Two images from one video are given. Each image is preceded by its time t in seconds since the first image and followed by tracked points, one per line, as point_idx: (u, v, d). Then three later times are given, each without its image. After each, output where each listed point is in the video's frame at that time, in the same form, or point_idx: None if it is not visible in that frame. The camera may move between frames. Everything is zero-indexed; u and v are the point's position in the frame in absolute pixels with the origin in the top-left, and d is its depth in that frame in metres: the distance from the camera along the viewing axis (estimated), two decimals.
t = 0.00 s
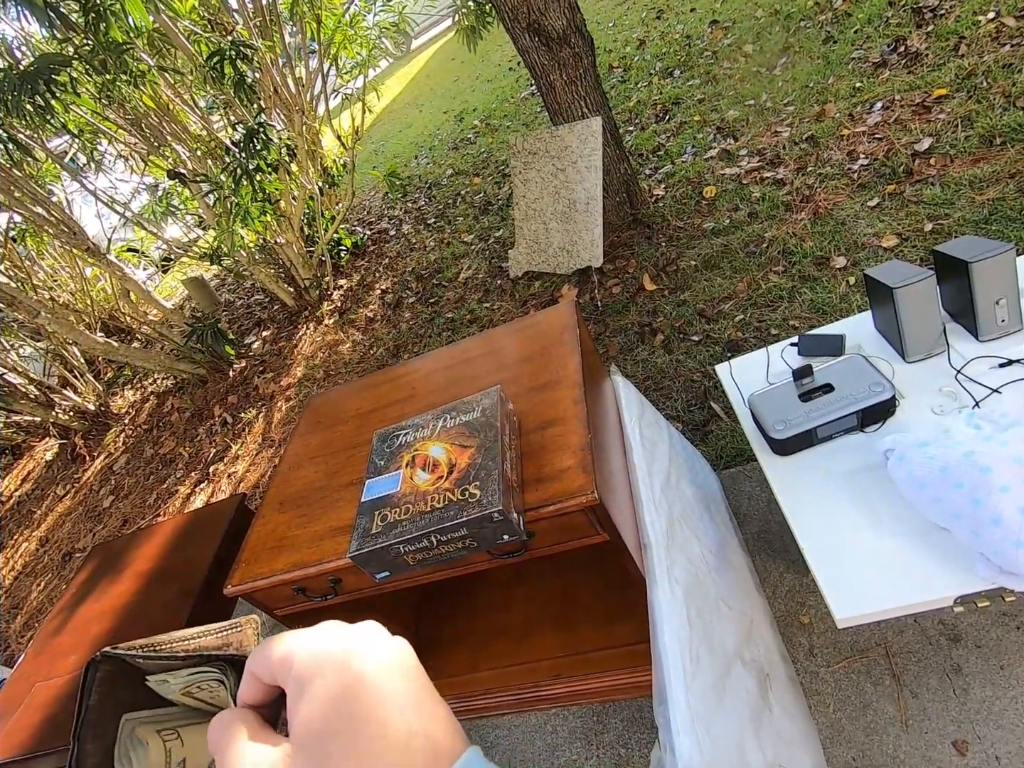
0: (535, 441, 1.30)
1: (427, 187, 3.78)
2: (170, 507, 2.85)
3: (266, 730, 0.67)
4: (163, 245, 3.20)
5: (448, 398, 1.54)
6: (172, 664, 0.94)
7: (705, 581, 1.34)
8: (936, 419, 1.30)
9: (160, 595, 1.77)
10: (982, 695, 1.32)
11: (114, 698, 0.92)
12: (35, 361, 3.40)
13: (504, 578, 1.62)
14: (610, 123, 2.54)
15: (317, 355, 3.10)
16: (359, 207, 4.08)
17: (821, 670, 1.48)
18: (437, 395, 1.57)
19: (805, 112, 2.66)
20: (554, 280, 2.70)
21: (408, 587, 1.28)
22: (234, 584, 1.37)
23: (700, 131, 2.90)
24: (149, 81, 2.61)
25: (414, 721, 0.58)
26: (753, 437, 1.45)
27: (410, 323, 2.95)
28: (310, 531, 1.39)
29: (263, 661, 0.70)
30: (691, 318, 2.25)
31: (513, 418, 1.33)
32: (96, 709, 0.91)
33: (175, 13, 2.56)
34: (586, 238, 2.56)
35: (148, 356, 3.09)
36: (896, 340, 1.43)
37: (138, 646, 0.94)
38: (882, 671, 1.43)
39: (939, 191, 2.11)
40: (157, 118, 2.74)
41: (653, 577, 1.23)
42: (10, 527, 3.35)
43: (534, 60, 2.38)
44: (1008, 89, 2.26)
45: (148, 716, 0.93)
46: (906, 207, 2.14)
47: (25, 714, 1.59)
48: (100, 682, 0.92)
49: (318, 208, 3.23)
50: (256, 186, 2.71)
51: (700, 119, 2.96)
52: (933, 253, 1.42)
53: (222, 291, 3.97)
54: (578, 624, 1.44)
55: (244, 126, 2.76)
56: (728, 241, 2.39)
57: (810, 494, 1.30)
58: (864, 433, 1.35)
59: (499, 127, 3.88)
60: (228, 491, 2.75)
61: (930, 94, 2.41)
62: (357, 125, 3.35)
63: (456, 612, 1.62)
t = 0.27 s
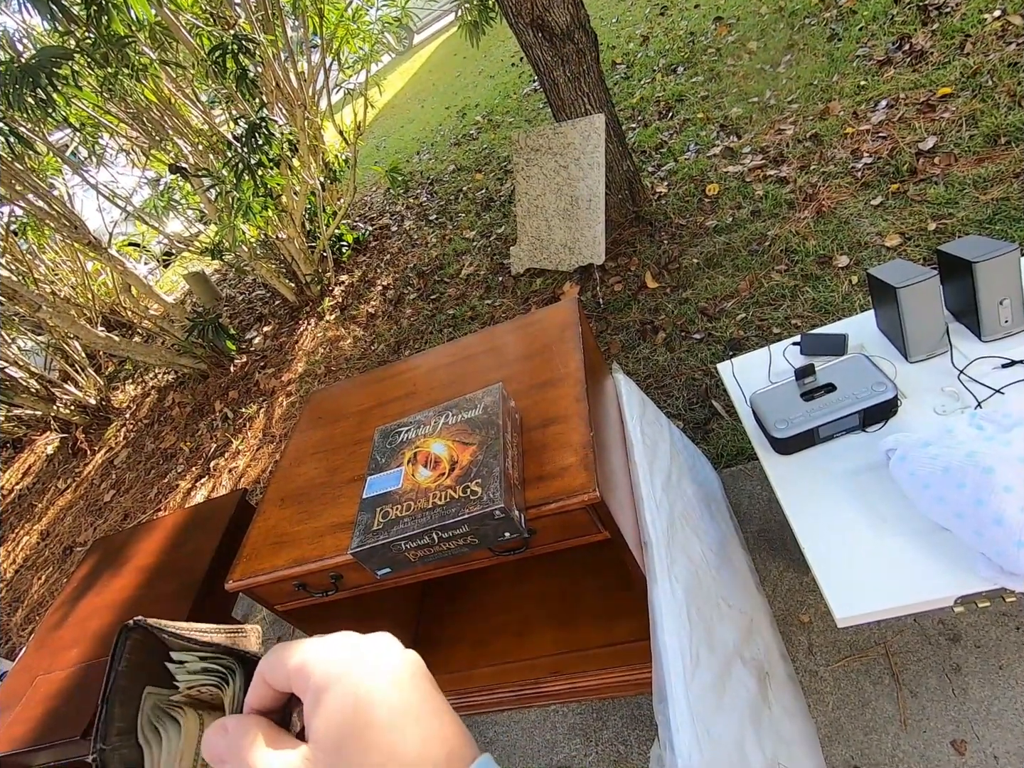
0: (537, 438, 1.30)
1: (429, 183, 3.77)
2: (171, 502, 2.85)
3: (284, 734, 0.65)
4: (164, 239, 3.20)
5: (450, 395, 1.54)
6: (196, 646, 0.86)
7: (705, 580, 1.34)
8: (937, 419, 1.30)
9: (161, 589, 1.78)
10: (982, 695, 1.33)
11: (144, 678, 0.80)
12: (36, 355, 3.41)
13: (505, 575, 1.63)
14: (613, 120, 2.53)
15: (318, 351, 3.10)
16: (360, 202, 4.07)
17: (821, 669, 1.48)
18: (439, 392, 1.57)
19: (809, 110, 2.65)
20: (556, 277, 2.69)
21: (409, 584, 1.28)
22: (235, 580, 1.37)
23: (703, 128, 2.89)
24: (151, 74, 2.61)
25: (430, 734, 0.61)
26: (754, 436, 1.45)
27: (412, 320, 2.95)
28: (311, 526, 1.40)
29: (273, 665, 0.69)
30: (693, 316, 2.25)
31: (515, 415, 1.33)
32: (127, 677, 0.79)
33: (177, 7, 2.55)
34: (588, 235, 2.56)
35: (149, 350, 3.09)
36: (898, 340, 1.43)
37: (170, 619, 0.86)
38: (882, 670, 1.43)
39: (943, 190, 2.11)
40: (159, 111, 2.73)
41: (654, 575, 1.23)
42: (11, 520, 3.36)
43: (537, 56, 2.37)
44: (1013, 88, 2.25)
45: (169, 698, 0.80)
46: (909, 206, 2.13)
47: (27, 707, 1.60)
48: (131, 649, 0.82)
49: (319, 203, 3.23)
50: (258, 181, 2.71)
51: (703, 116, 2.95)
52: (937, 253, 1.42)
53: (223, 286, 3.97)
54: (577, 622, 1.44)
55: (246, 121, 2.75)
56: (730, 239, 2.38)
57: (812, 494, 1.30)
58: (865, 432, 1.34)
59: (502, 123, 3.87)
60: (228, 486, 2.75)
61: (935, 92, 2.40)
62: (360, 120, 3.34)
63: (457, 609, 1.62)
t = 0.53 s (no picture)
0: (538, 440, 1.30)
1: (432, 184, 3.78)
2: (172, 500, 2.86)
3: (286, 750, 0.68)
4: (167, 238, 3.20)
5: (452, 396, 1.54)
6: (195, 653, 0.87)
7: (705, 582, 1.34)
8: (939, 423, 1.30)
9: (163, 587, 1.78)
10: (981, 700, 1.33)
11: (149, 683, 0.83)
12: (39, 353, 3.41)
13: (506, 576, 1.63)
14: (617, 122, 2.53)
15: (320, 350, 3.10)
16: (363, 202, 4.07)
17: (820, 672, 1.48)
18: (441, 393, 1.57)
19: (812, 113, 2.65)
20: (558, 279, 2.69)
21: (410, 584, 1.28)
22: (237, 578, 1.37)
23: (706, 131, 2.90)
24: (156, 74, 2.62)
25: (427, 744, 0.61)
26: (756, 439, 1.45)
27: (414, 320, 2.95)
28: (313, 526, 1.40)
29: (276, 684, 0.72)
30: (695, 318, 2.25)
31: (517, 417, 1.33)
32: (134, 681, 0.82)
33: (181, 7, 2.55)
34: (590, 237, 2.56)
35: (151, 349, 3.09)
36: (900, 344, 1.43)
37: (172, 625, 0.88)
38: (882, 674, 1.43)
39: (946, 194, 2.11)
40: (163, 111, 2.74)
41: (655, 576, 1.23)
42: (12, 518, 3.36)
43: (541, 58, 2.38)
44: (1016, 93, 2.25)
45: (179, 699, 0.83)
46: (912, 210, 2.13)
47: (28, 704, 1.60)
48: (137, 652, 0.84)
49: (322, 203, 3.23)
50: (261, 181, 2.72)
51: (706, 118, 2.96)
52: (939, 257, 1.42)
53: (226, 285, 3.97)
54: (578, 623, 1.44)
55: (250, 120, 2.75)
56: (733, 241, 2.38)
57: (813, 496, 1.30)
58: (867, 436, 1.35)
59: (505, 124, 3.87)
60: (230, 485, 2.76)
61: (938, 97, 2.40)
62: (363, 121, 3.34)
63: (458, 610, 1.62)
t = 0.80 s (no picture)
0: (540, 440, 1.29)
1: (434, 184, 3.78)
2: (173, 499, 2.86)
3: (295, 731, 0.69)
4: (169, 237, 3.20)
5: (453, 396, 1.54)
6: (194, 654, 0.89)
7: (707, 583, 1.33)
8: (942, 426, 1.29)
9: (163, 586, 1.78)
10: (984, 703, 1.32)
11: (139, 685, 0.85)
12: (40, 352, 3.42)
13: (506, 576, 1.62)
14: (619, 124, 2.53)
15: (321, 350, 3.10)
16: (365, 203, 4.07)
17: (822, 675, 1.47)
18: (443, 393, 1.57)
19: (815, 115, 2.65)
20: (560, 280, 2.69)
21: (411, 584, 1.28)
22: (238, 578, 1.37)
23: (708, 132, 2.90)
24: (159, 74, 2.62)
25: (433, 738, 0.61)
26: (758, 440, 1.44)
27: (415, 321, 2.95)
28: (314, 525, 1.40)
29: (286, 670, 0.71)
30: (697, 320, 2.25)
31: (519, 417, 1.33)
32: (123, 687, 0.83)
33: (186, 7, 2.55)
34: (592, 238, 2.56)
35: (153, 348, 3.09)
36: (903, 346, 1.43)
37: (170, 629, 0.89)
38: (884, 677, 1.43)
39: (949, 197, 2.11)
40: (166, 110, 2.75)
41: (656, 577, 1.23)
42: (13, 516, 3.36)
43: (544, 59, 2.38)
44: (1020, 96, 2.25)
45: (170, 699, 0.84)
46: (915, 213, 2.13)
47: (28, 703, 1.60)
48: (128, 660, 0.85)
49: (324, 204, 3.23)
50: (263, 181, 2.73)
51: (709, 120, 2.96)
52: (943, 260, 1.42)
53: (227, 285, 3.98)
54: (578, 624, 1.44)
55: (253, 120, 2.76)
56: (735, 243, 2.38)
57: (815, 498, 1.29)
58: (869, 438, 1.34)
59: (507, 125, 3.88)
60: (231, 485, 2.76)
61: (941, 99, 2.40)
62: (365, 121, 3.34)
63: (458, 610, 1.62)
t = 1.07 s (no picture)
0: (540, 440, 1.29)
1: (435, 183, 3.77)
2: (173, 498, 2.86)
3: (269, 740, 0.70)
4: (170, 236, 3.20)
5: (453, 395, 1.54)
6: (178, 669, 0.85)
7: (707, 583, 1.33)
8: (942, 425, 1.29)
9: (162, 585, 1.78)
10: (984, 703, 1.32)
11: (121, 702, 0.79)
12: (41, 350, 3.42)
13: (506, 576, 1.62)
14: (620, 122, 2.53)
15: (321, 349, 3.10)
16: (366, 202, 4.07)
17: (822, 675, 1.47)
18: (443, 392, 1.57)
19: (817, 114, 2.65)
20: (560, 279, 2.69)
21: (410, 583, 1.28)
22: (238, 576, 1.37)
23: (709, 131, 2.89)
24: (160, 72, 2.62)
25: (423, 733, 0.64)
26: (759, 440, 1.44)
27: (415, 319, 2.95)
28: (313, 524, 1.40)
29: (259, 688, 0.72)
30: (697, 319, 2.25)
31: (519, 416, 1.33)
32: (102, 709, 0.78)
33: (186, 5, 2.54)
34: (593, 237, 2.56)
35: (153, 346, 3.09)
36: (904, 346, 1.43)
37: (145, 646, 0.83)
38: (883, 677, 1.43)
39: (950, 196, 2.10)
40: (167, 109, 2.74)
41: (656, 577, 1.23)
42: (14, 514, 3.37)
43: (545, 58, 2.37)
44: (1021, 95, 2.25)
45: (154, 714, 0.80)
46: (916, 212, 2.12)
47: (27, 700, 1.60)
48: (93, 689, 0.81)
49: (325, 202, 3.23)
50: (264, 179, 2.73)
51: (710, 119, 2.95)
52: (944, 259, 1.41)
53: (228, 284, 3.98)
54: (578, 623, 1.44)
55: (253, 119, 2.75)
56: (736, 242, 2.38)
57: (816, 498, 1.29)
58: (870, 438, 1.34)
59: (508, 123, 3.88)
60: (231, 483, 2.76)
61: (943, 98, 2.40)
62: (366, 120, 3.34)
63: (457, 609, 1.62)
